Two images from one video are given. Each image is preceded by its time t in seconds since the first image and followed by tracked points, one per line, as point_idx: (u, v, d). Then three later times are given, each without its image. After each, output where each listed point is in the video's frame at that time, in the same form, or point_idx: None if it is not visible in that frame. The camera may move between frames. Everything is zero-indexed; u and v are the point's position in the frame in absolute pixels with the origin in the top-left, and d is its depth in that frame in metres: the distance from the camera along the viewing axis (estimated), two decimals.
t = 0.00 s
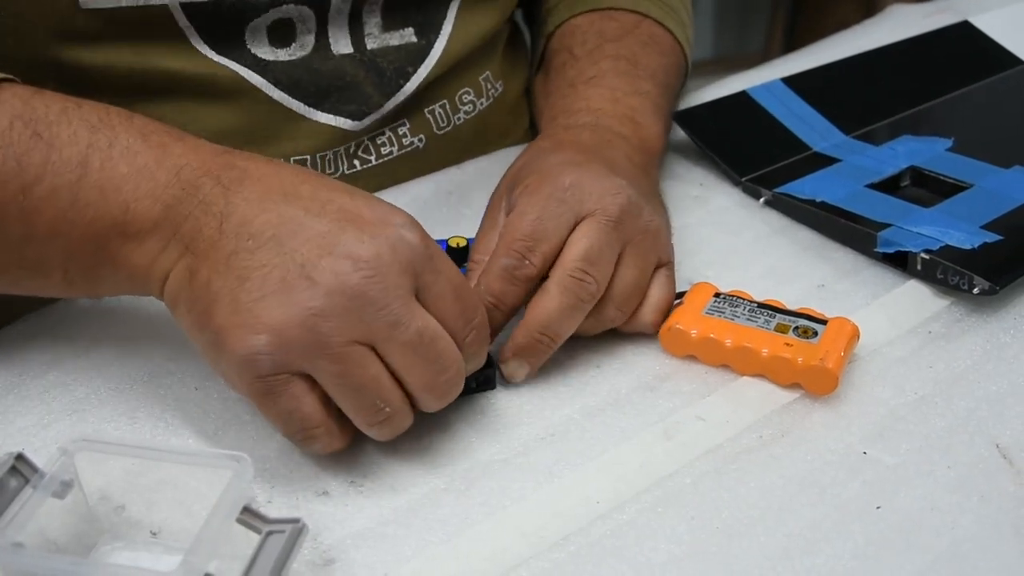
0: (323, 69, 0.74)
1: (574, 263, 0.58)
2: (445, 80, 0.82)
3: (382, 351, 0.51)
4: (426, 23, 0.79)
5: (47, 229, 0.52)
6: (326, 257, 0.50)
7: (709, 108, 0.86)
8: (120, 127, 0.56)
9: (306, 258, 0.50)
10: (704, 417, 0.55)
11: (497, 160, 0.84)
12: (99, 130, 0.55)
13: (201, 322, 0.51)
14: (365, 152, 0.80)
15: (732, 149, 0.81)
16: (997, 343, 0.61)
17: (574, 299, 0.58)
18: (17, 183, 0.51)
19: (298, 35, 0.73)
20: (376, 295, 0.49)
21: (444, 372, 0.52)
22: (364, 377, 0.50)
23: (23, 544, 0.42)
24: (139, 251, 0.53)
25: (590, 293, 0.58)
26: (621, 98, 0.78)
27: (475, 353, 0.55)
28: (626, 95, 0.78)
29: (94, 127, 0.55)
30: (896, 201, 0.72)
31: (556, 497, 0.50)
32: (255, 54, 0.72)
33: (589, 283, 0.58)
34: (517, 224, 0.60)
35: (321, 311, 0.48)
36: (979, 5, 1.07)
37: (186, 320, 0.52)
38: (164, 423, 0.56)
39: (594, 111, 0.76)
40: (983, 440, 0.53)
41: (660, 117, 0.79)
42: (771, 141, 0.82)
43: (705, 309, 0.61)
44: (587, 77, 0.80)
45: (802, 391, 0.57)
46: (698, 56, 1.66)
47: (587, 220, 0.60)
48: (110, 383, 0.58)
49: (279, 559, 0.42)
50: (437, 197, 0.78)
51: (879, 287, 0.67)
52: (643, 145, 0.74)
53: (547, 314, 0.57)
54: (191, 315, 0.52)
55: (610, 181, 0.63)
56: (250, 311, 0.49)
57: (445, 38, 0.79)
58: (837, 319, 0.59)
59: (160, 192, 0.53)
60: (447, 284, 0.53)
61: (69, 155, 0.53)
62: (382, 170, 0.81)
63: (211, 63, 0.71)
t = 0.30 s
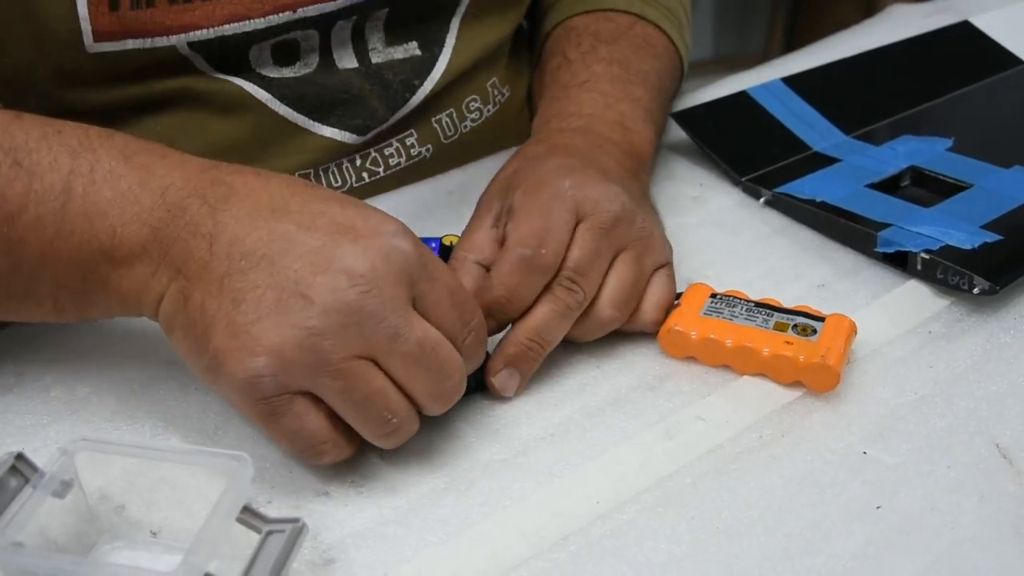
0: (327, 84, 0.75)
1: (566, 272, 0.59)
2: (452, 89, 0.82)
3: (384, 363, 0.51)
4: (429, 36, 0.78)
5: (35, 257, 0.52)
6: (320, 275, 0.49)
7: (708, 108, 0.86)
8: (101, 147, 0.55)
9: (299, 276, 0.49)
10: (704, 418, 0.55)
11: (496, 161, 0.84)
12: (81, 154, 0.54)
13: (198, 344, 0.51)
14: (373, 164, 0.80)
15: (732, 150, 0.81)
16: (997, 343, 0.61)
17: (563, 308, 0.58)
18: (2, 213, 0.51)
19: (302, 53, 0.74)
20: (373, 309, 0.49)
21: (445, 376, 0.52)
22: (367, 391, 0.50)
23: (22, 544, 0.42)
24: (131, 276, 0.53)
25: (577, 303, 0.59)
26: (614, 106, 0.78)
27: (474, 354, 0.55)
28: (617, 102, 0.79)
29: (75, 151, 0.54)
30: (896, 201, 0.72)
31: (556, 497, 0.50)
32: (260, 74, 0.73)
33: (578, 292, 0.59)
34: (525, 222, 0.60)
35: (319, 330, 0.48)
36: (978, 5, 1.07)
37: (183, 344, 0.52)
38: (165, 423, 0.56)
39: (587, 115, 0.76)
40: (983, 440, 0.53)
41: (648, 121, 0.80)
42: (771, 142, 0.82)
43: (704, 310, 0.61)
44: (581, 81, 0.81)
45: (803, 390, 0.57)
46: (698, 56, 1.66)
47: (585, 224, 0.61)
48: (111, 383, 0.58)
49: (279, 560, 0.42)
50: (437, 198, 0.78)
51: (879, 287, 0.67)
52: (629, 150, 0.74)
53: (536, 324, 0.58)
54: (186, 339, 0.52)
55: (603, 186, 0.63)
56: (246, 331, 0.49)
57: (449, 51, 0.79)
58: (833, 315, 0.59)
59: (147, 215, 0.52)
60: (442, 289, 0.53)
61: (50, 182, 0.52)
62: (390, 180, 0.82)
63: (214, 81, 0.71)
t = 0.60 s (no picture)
0: (334, 101, 0.74)
1: (572, 260, 0.59)
2: (459, 102, 0.82)
3: (370, 355, 0.50)
4: (434, 51, 0.78)
5: (16, 280, 0.51)
6: (298, 270, 0.50)
7: (708, 109, 0.86)
8: (72, 164, 0.54)
9: (276, 274, 0.49)
10: (705, 417, 0.55)
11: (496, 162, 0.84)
12: (54, 176, 0.53)
13: (184, 350, 0.51)
14: (381, 179, 0.80)
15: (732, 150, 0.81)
16: (997, 342, 0.61)
17: (567, 299, 0.58)
18: None
19: (308, 73, 0.73)
20: (350, 300, 0.49)
21: (433, 364, 0.52)
22: (354, 385, 0.50)
23: (22, 544, 0.42)
24: (113, 292, 0.53)
25: (581, 293, 0.58)
26: (614, 109, 0.78)
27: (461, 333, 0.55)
28: (617, 106, 0.79)
29: (48, 173, 0.53)
30: (897, 201, 0.72)
31: (557, 497, 0.50)
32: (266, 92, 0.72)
33: (582, 284, 0.59)
34: (528, 199, 0.60)
35: (301, 324, 0.49)
36: (978, 5, 1.07)
37: (168, 352, 0.52)
38: (165, 422, 0.56)
39: (586, 118, 0.76)
40: (983, 439, 0.53)
41: (649, 125, 0.80)
42: (771, 142, 0.82)
43: (701, 310, 0.61)
44: (581, 84, 0.81)
45: (804, 387, 0.57)
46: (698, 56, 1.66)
47: (584, 209, 0.61)
48: (111, 383, 0.58)
49: (278, 560, 0.42)
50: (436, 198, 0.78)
51: (879, 287, 0.67)
52: (627, 152, 0.74)
53: (540, 312, 0.57)
54: (173, 348, 0.51)
55: (596, 179, 0.64)
56: (230, 333, 0.49)
57: (454, 67, 0.79)
58: (829, 313, 0.60)
59: (124, 230, 0.52)
60: (425, 279, 0.53)
61: (26, 205, 0.51)
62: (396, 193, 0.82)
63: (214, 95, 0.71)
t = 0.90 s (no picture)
0: (335, 114, 0.74)
1: (574, 228, 0.58)
2: (462, 112, 0.81)
3: (341, 327, 0.50)
4: (435, 59, 0.78)
5: (11, 301, 0.53)
6: (262, 249, 0.50)
7: (707, 108, 0.86)
8: (61, 185, 0.55)
9: (241, 258, 0.50)
10: (705, 416, 0.55)
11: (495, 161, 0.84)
12: (42, 196, 0.54)
13: (174, 352, 0.52)
14: (382, 190, 0.80)
15: (732, 150, 0.81)
16: (997, 341, 0.61)
17: (572, 264, 0.57)
18: None
19: (309, 87, 0.72)
20: (311, 273, 0.49)
21: (401, 331, 0.51)
22: (327, 358, 0.50)
23: (21, 543, 0.42)
24: (103, 305, 0.54)
25: (584, 259, 0.58)
26: (612, 111, 0.78)
27: (443, 295, 0.54)
28: (615, 107, 0.79)
29: (36, 194, 0.54)
30: (896, 201, 0.72)
31: (556, 496, 0.50)
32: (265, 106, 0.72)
33: (587, 250, 0.58)
34: (524, 172, 0.60)
35: (268, 302, 0.49)
36: (978, 5, 1.07)
37: (159, 357, 0.53)
38: (165, 420, 0.56)
39: (585, 120, 0.76)
40: (982, 439, 0.53)
41: (649, 126, 0.80)
42: (770, 141, 0.82)
43: (699, 309, 0.61)
44: (579, 86, 0.81)
45: (804, 386, 0.57)
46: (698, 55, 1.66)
47: (579, 186, 0.61)
48: (110, 381, 0.58)
49: (278, 558, 0.42)
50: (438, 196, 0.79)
51: (878, 286, 0.67)
52: (624, 153, 0.74)
53: (548, 275, 0.56)
54: (162, 351, 0.52)
55: (588, 162, 0.65)
56: (209, 323, 0.50)
57: (455, 75, 0.79)
58: (828, 311, 0.60)
59: (109, 245, 0.53)
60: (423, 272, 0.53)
61: (16, 225, 0.53)
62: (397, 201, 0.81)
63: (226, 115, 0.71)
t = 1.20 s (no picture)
0: (332, 108, 0.74)
1: (571, 233, 0.59)
2: (459, 106, 0.81)
3: (349, 344, 0.50)
4: (432, 55, 0.78)
5: (17, 305, 0.54)
6: (269, 266, 0.50)
7: (707, 107, 0.86)
8: (68, 185, 0.55)
9: (248, 274, 0.50)
10: (705, 415, 0.55)
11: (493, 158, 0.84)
12: (49, 198, 0.54)
13: (185, 361, 0.52)
14: (380, 185, 0.79)
15: (732, 149, 0.81)
16: (997, 340, 0.61)
17: (568, 271, 0.58)
18: None
19: (305, 80, 0.73)
20: (318, 293, 0.49)
21: (410, 346, 0.51)
22: (337, 373, 0.50)
23: (21, 541, 0.42)
24: (111, 310, 0.54)
25: (580, 266, 0.58)
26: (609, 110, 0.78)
27: (444, 313, 0.53)
28: (612, 106, 0.79)
29: (42, 197, 0.54)
30: (897, 200, 0.72)
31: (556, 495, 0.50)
32: (263, 100, 0.72)
33: (583, 256, 0.58)
34: (524, 173, 0.60)
35: (275, 322, 0.49)
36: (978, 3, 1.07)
37: (169, 363, 0.53)
38: (166, 420, 0.56)
39: (583, 120, 0.76)
40: (982, 438, 0.53)
41: (647, 125, 0.80)
42: (771, 140, 0.82)
43: (700, 308, 0.61)
44: (575, 85, 0.81)
45: (804, 385, 0.57)
46: (698, 54, 1.66)
47: (577, 187, 0.61)
48: (111, 380, 0.58)
49: (277, 558, 0.42)
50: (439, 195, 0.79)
51: (879, 285, 0.67)
52: (623, 152, 0.74)
53: (545, 282, 0.57)
54: (173, 357, 0.53)
55: (586, 163, 0.64)
56: (216, 338, 0.50)
57: (452, 68, 0.79)
58: (829, 310, 0.60)
59: (115, 249, 0.53)
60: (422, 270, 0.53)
61: (23, 229, 0.53)
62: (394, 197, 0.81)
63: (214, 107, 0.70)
